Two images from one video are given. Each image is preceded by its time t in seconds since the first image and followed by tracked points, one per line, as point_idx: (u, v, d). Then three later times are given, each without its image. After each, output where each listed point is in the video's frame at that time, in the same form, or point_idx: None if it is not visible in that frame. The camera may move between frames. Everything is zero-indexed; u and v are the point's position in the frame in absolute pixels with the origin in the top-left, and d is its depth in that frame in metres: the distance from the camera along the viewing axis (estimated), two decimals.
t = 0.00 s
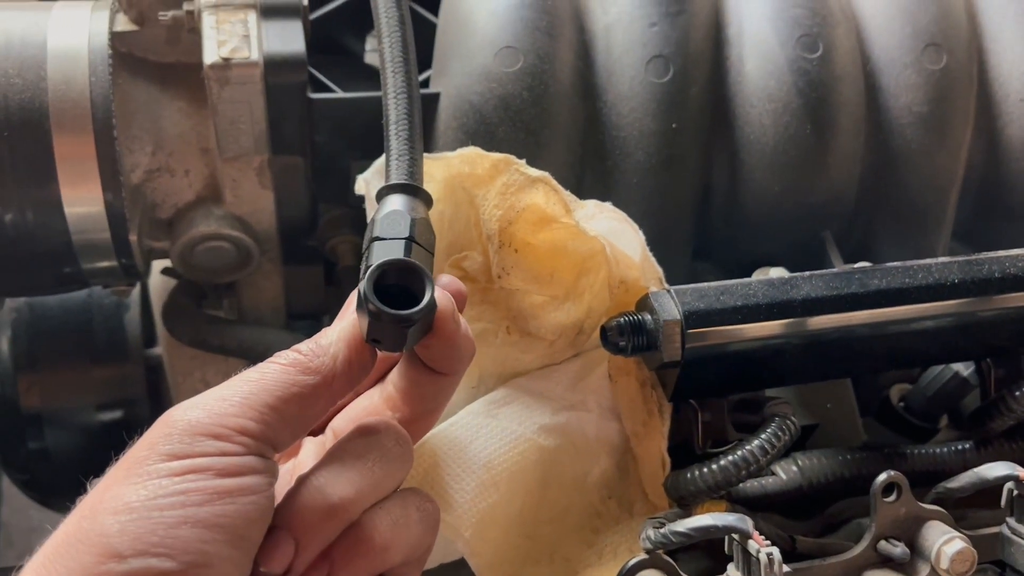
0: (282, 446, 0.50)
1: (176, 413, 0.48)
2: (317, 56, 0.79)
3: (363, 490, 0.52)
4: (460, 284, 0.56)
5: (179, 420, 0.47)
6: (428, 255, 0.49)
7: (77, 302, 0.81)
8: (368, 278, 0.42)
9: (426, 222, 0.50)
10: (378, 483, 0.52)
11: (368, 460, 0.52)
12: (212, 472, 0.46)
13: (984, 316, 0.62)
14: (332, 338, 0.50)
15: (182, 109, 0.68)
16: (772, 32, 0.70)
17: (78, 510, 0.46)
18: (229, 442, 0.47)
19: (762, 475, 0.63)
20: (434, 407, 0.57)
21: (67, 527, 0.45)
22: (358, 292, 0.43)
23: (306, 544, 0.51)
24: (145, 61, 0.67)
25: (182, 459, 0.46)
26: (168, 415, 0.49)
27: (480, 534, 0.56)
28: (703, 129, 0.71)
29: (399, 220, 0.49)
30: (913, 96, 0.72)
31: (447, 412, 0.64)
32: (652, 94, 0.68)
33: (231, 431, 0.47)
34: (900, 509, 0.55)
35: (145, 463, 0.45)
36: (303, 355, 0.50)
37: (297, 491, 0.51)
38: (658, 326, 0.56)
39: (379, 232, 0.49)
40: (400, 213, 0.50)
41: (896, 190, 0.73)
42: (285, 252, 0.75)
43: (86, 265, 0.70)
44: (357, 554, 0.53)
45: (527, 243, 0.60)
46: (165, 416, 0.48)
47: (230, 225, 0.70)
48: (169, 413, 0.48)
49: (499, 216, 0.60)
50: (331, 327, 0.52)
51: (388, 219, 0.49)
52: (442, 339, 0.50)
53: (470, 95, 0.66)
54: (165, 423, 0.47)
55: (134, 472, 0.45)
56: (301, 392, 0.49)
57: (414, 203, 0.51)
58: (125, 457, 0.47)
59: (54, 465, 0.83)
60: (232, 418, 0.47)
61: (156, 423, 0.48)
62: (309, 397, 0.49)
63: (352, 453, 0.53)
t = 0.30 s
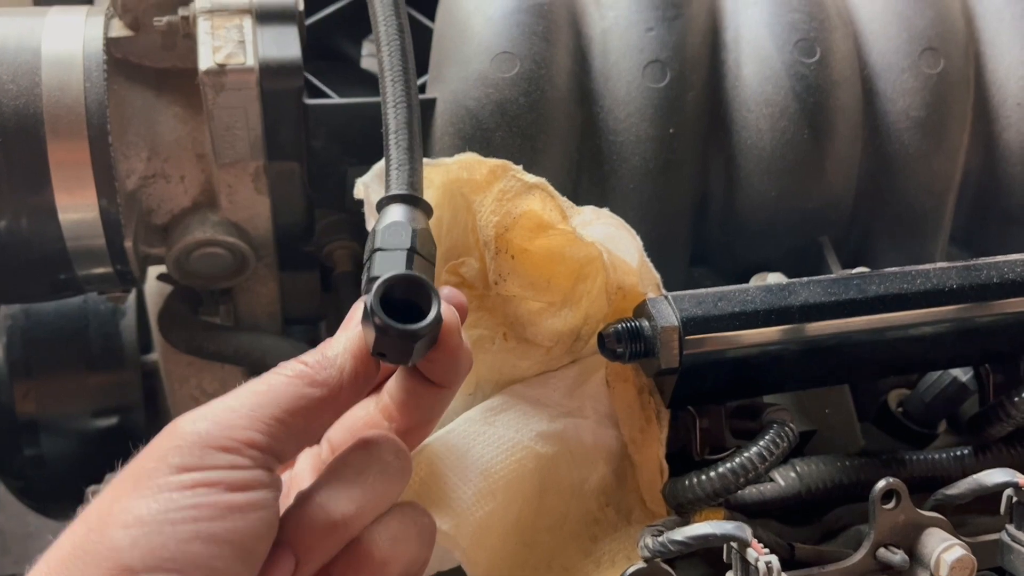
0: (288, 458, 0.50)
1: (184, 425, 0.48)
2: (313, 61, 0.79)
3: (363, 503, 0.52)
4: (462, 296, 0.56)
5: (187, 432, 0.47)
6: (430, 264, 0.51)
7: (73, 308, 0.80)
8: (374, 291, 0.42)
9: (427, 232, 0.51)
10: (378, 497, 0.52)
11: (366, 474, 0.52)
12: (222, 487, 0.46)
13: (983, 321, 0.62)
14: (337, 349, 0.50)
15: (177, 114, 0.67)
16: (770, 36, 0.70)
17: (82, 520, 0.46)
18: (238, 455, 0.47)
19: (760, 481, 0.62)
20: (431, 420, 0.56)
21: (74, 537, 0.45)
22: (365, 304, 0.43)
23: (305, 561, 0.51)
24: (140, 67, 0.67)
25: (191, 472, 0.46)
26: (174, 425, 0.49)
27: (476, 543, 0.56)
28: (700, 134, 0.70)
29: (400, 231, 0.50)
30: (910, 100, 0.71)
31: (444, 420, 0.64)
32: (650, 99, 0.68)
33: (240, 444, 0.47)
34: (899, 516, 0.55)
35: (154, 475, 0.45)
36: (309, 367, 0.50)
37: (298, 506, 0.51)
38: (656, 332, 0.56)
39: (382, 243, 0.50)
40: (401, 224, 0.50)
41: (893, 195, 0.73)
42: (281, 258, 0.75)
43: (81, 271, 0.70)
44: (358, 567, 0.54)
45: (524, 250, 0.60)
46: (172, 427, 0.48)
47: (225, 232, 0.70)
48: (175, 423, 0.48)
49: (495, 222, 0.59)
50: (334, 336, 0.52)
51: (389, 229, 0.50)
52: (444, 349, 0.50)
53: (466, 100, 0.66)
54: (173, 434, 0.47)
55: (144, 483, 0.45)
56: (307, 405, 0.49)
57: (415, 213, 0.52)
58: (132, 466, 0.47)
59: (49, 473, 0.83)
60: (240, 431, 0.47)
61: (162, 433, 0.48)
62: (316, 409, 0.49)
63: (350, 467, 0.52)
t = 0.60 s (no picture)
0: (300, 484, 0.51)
1: (203, 445, 0.48)
2: (306, 69, 0.78)
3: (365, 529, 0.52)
4: (458, 324, 0.58)
5: (208, 452, 0.48)
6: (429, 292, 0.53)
7: (65, 316, 0.80)
8: (386, 333, 0.45)
9: (425, 260, 0.53)
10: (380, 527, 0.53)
11: (367, 502, 0.53)
12: (243, 506, 0.46)
13: (980, 328, 0.61)
14: (351, 382, 0.50)
15: (170, 123, 0.67)
16: (764, 42, 0.70)
17: (91, 537, 0.46)
18: (258, 478, 0.48)
19: (757, 489, 0.62)
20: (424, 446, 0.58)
21: (90, 553, 0.44)
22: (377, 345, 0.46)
23: None
24: (131, 75, 0.67)
25: (214, 491, 0.46)
26: (191, 443, 0.49)
27: (470, 555, 0.55)
28: (695, 141, 0.70)
29: (401, 262, 0.51)
30: (904, 107, 0.71)
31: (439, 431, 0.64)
32: (644, 106, 0.68)
33: (261, 467, 0.48)
34: (895, 525, 0.55)
35: (177, 492, 0.46)
36: (324, 398, 0.50)
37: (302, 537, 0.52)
38: (650, 341, 0.56)
39: (383, 273, 0.51)
40: (402, 254, 0.52)
41: (888, 202, 0.73)
42: (274, 267, 0.75)
43: (73, 281, 0.69)
44: None
45: (514, 259, 0.60)
46: (191, 446, 0.49)
47: (219, 241, 0.69)
48: (193, 443, 0.49)
49: (484, 231, 0.58)
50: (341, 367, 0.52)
51: (390, 260, 0.52)
52: (445, 381, 0.52)
53: (459, 108, 0.66)
54: (194, 452, 0.48)
55: (168, 498, 0.45)
56: (322, 434, 0.49)
57: (414, 240, 0.53)
58: (148, 481, 0.47)
59: (41, 483, 0.82)
60: (261, 455, 0.48)
61: (179, 451, 0.49)
62: (331, 439, 0.50)
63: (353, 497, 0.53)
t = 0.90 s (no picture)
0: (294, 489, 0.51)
1: (196, 451, 0.48)
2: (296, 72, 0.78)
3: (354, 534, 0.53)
4: (449, 333, 0.59)
5: (202, 459, 0.47)
6: (419, 299, 0.52)
7: (56, 320, 0.80)
8: (377, 342, 0.44)
9: (416, 267, 0.52)
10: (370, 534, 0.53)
11: (359, 510, 0.53)
12: (236, 512, 0.46)
13: (972, 327, 0.61)
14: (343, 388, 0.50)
15: (160, 126, 0.67)
16: (756, 42, 0.70)
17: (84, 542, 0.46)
18: (251, 483, 0.47)
19: (750, 490, 0.62)
20: (414, 451, 0.58)
21: (84, 558, 0.44)
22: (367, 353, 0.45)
23: None
24: (121, 78, 0.66)
25: (207, 497, 0.46)
26: (184, 449, 0.49)
27: (465, 558, 0.55)
28: (686, 142, 0.70)
29: (391, 269, 0.51)
30: (897, 106, 0.71)
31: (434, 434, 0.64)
32: (636, 107, 0.67)
33: (255, 472, 0.47)
34: (889, 525, 0.55)
35: (171, 497, 0.45)
36: (317, 403, 0.50)
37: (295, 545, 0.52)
38: (642, 342, 0.56)
39: (374, 281, 0.51)
40: (393, 261, 0.51)
41: (880, 202, 0.73)
42: (266, 270, 0.75)
43: (64, 285, 0.69)
44: None
45: (504, 260, 0.60)
46: (183, 451, 0.48)
47: (210, 244, 0.69)
48: (186, 448, 0.49)
49: (473, 233, 0.58)
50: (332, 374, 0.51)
51: (380, 267, 0.51)
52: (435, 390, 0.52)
53: (449, 109, 0.66)
54: (186, 458, 0.48)
55: (163, 504, 0.45)
56: (314, 440, 0.49)
57: (404, 247, 0.52)
58: (143, 486, 0.47)
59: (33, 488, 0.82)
60: (254, 460, 0.48)
61: (172, 456, 0.48)
62: (324, 445, 0.49)
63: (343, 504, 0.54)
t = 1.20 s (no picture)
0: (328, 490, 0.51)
1: (237, 454, 0.47)
2: (288, 75, 0.78)
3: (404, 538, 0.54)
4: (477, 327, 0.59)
5: (245, 462, 0.47)
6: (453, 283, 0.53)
7: (50, 325, 0.79)
8: (432, 318, 0.46)
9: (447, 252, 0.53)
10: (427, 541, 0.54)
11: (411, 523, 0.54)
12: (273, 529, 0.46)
13: (964, 328, 0.61)
14: (386, 378, 0.49)
15: (151, 130, 0.67)
16: (748, 43, 0.70)
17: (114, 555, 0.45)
18: (296, 487, 0.47)
19: (744, 492, 0.62)
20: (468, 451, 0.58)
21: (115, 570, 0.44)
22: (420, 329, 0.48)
23: None
24: (111, 83, 0.66)
25: (251, 509, 0.46)
26: (221, 450, 0.49)
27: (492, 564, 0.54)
28: (679, 144, 0.70)
29: (425, 254, 0.52)
30: (889, 106, 0.71)
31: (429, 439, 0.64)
32: (628, 109, 0.67)
33: (298, 476, 0.47)
34: (882, 527, 0.54)
35: (213, 510, 0.46)
36: (358, 395, 0.49)
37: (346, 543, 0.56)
38: (634, 345, 0.55)
39: (409, 266, 0.52)
40: (425, 248, 0.52)
41: (873, 202, 0.73)
42: (258, 273, 0.74)
43: (56, 290, 0.69)
44: None
45: (499, 262, 0.59)
46: (223, 455, 0.48)
47: (201, 248, 0.69)
48: (224, 451, 0.48)
49: (469, 234, 0.58)
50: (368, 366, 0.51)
51: (414, 253, 0.52)
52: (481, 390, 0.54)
53: (441, 113, 0.66)
54: (229, 463, 0.47)
55: (202, 518, 0.45)
56: (354, 435, 0.49)
57: (434, 234, 0.54)
58: (178, 495, 0.47)
59: (26, 493, 0.81)
60: (296, 461, 0.47)
61: (209, 459, 0.48)
62: (365, 439, 0.49)
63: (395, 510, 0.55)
